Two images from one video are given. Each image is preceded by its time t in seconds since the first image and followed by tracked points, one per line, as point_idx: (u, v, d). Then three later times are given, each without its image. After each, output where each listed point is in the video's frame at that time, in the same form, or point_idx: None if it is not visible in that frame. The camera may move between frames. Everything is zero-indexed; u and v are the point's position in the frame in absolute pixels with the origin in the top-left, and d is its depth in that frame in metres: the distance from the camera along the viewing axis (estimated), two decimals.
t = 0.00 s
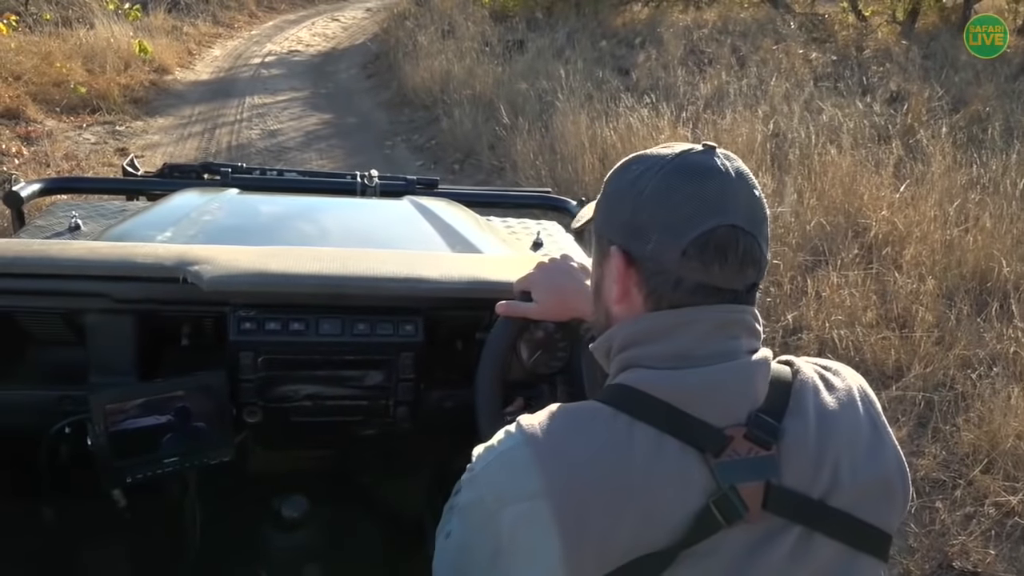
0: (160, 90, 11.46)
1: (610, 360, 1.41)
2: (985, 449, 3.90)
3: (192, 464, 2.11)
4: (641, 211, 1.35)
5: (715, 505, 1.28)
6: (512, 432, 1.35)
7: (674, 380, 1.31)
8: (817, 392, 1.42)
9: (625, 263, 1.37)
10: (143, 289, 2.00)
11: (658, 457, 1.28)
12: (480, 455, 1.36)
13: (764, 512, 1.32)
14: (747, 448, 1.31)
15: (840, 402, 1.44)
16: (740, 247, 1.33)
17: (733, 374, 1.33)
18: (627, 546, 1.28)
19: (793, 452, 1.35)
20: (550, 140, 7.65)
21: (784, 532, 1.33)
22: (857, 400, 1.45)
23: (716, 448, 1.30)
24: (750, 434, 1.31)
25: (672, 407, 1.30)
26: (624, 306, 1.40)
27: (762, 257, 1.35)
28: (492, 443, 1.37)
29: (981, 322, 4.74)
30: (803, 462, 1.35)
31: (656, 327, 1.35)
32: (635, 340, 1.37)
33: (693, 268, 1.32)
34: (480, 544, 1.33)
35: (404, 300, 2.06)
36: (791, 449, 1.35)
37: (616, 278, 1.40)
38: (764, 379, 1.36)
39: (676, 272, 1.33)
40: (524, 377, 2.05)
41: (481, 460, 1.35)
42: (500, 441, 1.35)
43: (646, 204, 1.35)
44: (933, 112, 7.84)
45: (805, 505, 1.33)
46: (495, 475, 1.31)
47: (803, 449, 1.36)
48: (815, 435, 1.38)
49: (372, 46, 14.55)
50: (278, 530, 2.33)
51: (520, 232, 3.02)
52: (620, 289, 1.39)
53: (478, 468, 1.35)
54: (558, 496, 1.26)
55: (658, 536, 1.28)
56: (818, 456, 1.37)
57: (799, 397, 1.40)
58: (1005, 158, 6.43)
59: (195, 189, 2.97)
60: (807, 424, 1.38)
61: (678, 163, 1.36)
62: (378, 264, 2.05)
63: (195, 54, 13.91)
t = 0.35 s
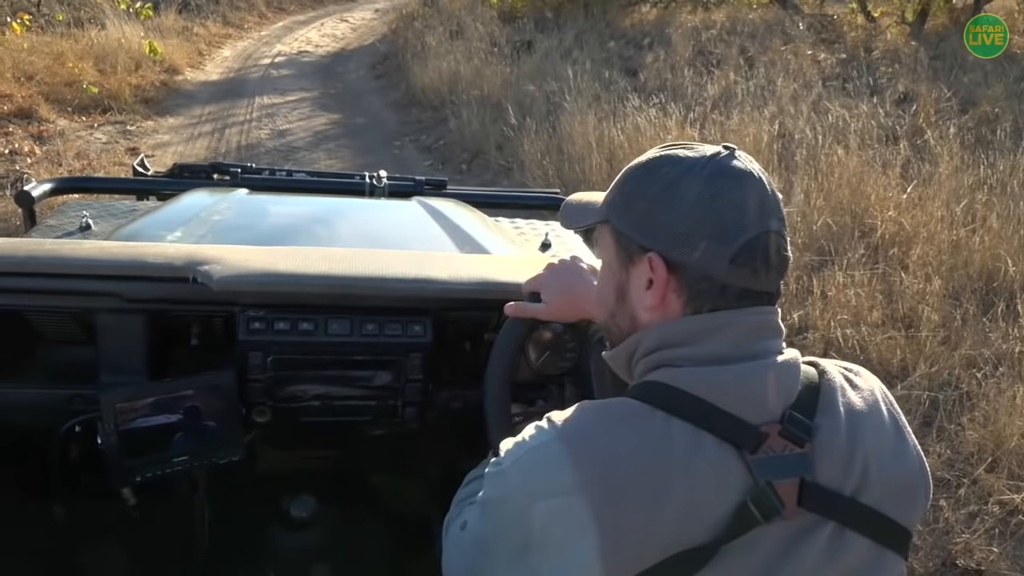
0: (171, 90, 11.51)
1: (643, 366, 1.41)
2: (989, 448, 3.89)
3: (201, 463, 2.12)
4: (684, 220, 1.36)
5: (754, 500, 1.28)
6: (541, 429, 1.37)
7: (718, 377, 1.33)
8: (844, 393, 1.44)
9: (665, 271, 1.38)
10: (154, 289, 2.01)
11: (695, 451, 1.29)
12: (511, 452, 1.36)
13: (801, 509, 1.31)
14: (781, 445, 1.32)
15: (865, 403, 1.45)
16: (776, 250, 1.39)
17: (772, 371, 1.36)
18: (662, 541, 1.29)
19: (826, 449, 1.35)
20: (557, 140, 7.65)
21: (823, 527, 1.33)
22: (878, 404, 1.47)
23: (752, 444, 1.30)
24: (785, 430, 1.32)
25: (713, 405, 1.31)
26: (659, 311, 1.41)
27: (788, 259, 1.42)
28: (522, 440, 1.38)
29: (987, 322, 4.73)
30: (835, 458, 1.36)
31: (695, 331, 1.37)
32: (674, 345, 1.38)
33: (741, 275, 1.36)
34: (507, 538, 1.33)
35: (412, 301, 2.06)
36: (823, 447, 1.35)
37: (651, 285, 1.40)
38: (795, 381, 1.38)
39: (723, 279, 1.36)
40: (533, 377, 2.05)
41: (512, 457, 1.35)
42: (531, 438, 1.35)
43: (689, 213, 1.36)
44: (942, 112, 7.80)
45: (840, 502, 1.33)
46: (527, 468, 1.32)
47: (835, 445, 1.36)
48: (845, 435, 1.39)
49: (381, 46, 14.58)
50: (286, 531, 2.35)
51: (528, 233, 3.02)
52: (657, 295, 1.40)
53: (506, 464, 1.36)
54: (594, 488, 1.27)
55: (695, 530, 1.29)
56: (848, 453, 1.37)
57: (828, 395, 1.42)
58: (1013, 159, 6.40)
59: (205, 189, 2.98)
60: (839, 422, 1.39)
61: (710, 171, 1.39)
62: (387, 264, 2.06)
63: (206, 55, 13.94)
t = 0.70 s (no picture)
0: (180, 91, 11.54)
1: (657, 368, 1.41)
2: (989, 446, 3.90)
3: (207, 464, 2.13)
4: (712, 228, 1.36)
5: (764, 507, 1.29)
6: (550, 430, 1.36)
7: (738, 385, 1.33)
8: (855, 400, 1.44)
9: (688, 277, 1.38)
10: (162, 290, 2.02)
11: (706, 457, 1.29)
12: (518, 453, 1.36)
13: (812, 516, 1.32)
14: (793, 452, 1.32)
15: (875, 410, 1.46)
16: (799, 263, 1.39)
17: (789, 380, 1.37)
18: (672, 545, 1.29)
19: (838, 457, 1.36)
20: (562, 141, 7.65)
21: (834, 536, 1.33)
22: (888, 410, 1.48)
23: (764, 451, 1.31)
24: (797, 438, 1.33)
25: (729, 413, 1.32)
26: (676, 315, 1.41)
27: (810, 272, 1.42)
28: (531, 440, 1.38)
29: (988, 321, 4.72)
30: (847, 466, 1.36)
31: (714, 337, 1.37)
32: (691, 351, 1.38)
33: (764, 286, 1.36)
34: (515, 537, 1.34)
35: (419, 302, 2.07)
36: (834, 453, 1.36)
37: (670, 289, 1.40)
38: (807, 389, 1.38)
39: (746, 289, 1.36)
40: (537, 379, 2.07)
41: (520, 458, 1.35)
42: (539, 439, 1.35)
43: (717, 222, 1.36)
44: (947, 113, 7.78)
45: (850, 510, 1.34)
46: (536, 469, 1.32)
47: (847, 452, 1.37)
48: (857, 442, 1.39)
49: (388, 48, 14.60)
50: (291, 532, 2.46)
51: (534, 235, 3.02)
52: (676, 300, 1.40)
53: (514, 463, 1.36)
54: (606, 491, 1.27)
55: (704, 535, 1.30)
56: (859, 460, 1.38)
57: (840, 401, 1.42)
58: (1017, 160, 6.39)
59: (211, 190, 2.99)
60: (850, 428, 1.39)
61: (740, 180, 1.38)
62: (394, 266, 2.07)
63: (214, 56, 13.98)
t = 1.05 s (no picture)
0: (185, 96, 11.57)
1: (654, 377, 1.40)
2: (985, 445, 3.90)
3: (212, 468, 2.13)
4: (706, 235, 1.36)
5: (761, 511, 1.29)
6: (549, 436, 1.37)
7: (735, 391, 1.33)
8: (851, 403, 1.45)
9: (684, 284, 1.38)
10: (166, 294, 2.02)
11: (703, 461, 1.29)
12: (517, 461, 1.36)
13: (809, 520, 1.32)
14: (789, 456, 1.33)
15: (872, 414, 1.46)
16: (792, 266, 1.39)
17: (787, 387, 1.37)
18: (670, 550, 1.30)
19: (835, 460, 1.36)
20: (564, 144, 7.66)
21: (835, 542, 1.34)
22: (885, 413, 1.48)
23: (761, 455, 1.31)
24: (794, 442, 1.33)
25: (727, 419, 1.32)
26: (672, 323, 1.41)
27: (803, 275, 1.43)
28: (530, 446, 1.39)
29: (984, 322, 4.72)
30: (843, 469, 1.37)
31: (711, 343, 1.37)
32: (688, 358, 1.37)
33: (758, 290, 1.36)
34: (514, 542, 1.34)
35: (423, 307, 2.07)
36: (830, 457, 1.36)
37: (667, 298, 1.40)
38: (804, 394, 1.38)
39: (741, 294, 1.36)
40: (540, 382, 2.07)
41: (518, 465, 1.36)
42: (537, 447, 1.36)
43: (710, 228, 1.36)
44: (946, 117, 7.78)
45: (848, 513, 1.34)
46: (534, 474, 1.33)
47: (843, 456, 1.37)
48: (853, 445, 1.39)
49: (391, 53, 14.62)
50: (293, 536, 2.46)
51: (538, 240, 3.03)
52: (672, 307, 1.40)
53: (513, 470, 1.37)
54: (602, 495, 1.28)
55: (701, 539, 1.30)
56: (856, 462, 1.38)
57: (836, 405, 1.42)
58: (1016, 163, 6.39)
59: (215, 195, 3.00)
60: (847, 432, 1.39)
61: (731, 186, 1.38)
62: (398, 271, 2.07)
63: (218, 61, 14.01)
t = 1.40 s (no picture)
0: (189, 102, 11.60)
1: (661, 392, 1.39)
2: (977, 445, 3.91)
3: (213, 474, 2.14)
4: (704, 243, 1.36)
5: (781, 527, 1.30)
6: (560, 463, 1.33)
7: (744, 401, 1.33)
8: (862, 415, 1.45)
9: (688, 295, 1.37)
10: (166, 300, 2.02)
11: (724, 478, 1.29)
12: (524, 490, 1.31)
13: (828, 534, 1.33)
14: (806, 470, 1.33)
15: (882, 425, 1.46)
16: (789, 264, 1.41)
17: (795, 396, 1.37)
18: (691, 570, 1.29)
19: (851, 473, 1.37)
20: (565, 150, 7.67)
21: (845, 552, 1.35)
22: (894, 422, 1.49)
23: (778, 469, 1.31)
24: (810, 455, 1.33)
25: (740, 432, 1.32)
26: (677, 336, 1.40)
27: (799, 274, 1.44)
28: (539, 471, 1.34)
29: (977, 325, 4.73)
30: (858, 481, 1.37)
31: (719, 354, 1.37)
32: (695, 370, 1.37)
33: (759, 292, 1.37)
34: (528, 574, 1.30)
35: (426, 312, 2.07)
36: (845, 469, 1.36)
37: (671, 311, 1.39)
38: (815, 407, 1.39)
39: (745, 298, 1.37)
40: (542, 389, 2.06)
41: (528, 495, 1.31)
42: (546, 474, 1.32)
43: (707, 236, 1.37)
44: (944, 124, 7.79)
45: (864, 526, 1.34)
46: (553, 506, 1.28)
47: (858, 467, 1.37)
48: (867, 455, 1.40)
49: (393, 60, 14.65)
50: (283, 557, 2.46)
51: (540, 247, 3.03)
52: (678, 320, 1.39)
53: (524, 500, 1.31)
54: (631, 525, 1.26)
55: (723, 557, 1.30)
56: (870, 473, 1.39)
57: (849, 416, 1.42)
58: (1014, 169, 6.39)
59: (218, 201, 3.01)
60: (860, 443, 1.40)
61: (723, 191, 1.39)
62: (400, 278, 2.07)
63: (222, 68, 14.04)
